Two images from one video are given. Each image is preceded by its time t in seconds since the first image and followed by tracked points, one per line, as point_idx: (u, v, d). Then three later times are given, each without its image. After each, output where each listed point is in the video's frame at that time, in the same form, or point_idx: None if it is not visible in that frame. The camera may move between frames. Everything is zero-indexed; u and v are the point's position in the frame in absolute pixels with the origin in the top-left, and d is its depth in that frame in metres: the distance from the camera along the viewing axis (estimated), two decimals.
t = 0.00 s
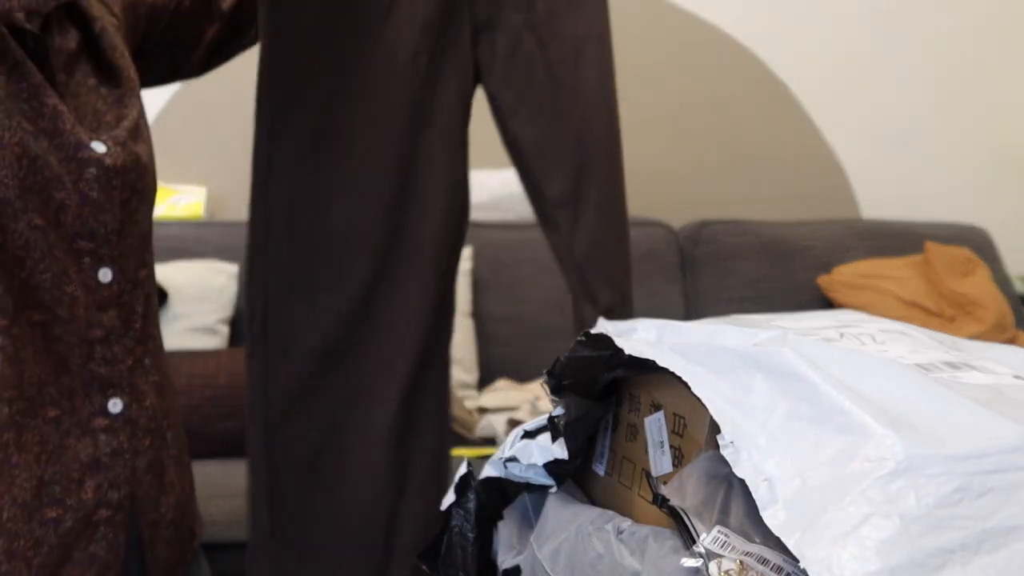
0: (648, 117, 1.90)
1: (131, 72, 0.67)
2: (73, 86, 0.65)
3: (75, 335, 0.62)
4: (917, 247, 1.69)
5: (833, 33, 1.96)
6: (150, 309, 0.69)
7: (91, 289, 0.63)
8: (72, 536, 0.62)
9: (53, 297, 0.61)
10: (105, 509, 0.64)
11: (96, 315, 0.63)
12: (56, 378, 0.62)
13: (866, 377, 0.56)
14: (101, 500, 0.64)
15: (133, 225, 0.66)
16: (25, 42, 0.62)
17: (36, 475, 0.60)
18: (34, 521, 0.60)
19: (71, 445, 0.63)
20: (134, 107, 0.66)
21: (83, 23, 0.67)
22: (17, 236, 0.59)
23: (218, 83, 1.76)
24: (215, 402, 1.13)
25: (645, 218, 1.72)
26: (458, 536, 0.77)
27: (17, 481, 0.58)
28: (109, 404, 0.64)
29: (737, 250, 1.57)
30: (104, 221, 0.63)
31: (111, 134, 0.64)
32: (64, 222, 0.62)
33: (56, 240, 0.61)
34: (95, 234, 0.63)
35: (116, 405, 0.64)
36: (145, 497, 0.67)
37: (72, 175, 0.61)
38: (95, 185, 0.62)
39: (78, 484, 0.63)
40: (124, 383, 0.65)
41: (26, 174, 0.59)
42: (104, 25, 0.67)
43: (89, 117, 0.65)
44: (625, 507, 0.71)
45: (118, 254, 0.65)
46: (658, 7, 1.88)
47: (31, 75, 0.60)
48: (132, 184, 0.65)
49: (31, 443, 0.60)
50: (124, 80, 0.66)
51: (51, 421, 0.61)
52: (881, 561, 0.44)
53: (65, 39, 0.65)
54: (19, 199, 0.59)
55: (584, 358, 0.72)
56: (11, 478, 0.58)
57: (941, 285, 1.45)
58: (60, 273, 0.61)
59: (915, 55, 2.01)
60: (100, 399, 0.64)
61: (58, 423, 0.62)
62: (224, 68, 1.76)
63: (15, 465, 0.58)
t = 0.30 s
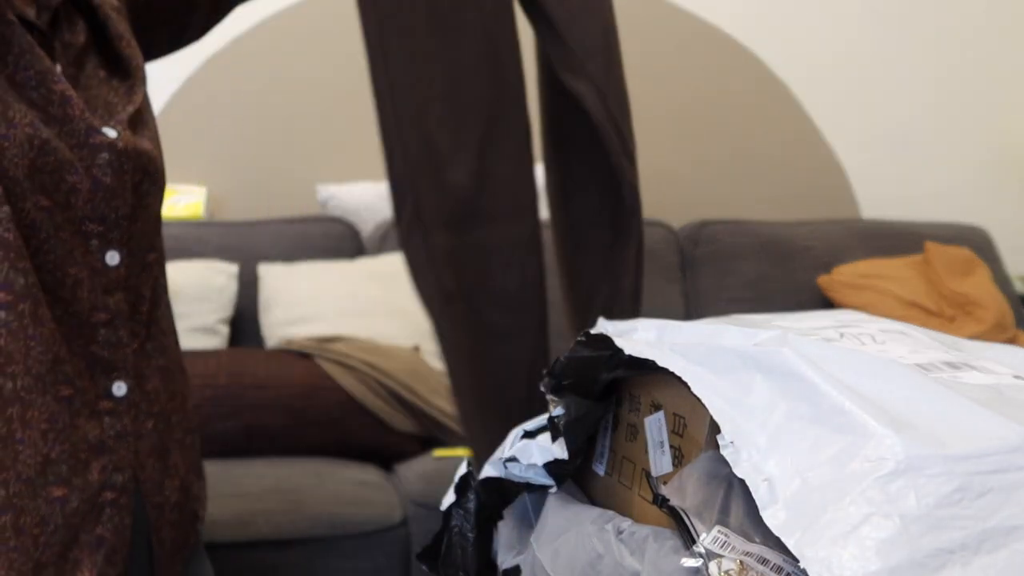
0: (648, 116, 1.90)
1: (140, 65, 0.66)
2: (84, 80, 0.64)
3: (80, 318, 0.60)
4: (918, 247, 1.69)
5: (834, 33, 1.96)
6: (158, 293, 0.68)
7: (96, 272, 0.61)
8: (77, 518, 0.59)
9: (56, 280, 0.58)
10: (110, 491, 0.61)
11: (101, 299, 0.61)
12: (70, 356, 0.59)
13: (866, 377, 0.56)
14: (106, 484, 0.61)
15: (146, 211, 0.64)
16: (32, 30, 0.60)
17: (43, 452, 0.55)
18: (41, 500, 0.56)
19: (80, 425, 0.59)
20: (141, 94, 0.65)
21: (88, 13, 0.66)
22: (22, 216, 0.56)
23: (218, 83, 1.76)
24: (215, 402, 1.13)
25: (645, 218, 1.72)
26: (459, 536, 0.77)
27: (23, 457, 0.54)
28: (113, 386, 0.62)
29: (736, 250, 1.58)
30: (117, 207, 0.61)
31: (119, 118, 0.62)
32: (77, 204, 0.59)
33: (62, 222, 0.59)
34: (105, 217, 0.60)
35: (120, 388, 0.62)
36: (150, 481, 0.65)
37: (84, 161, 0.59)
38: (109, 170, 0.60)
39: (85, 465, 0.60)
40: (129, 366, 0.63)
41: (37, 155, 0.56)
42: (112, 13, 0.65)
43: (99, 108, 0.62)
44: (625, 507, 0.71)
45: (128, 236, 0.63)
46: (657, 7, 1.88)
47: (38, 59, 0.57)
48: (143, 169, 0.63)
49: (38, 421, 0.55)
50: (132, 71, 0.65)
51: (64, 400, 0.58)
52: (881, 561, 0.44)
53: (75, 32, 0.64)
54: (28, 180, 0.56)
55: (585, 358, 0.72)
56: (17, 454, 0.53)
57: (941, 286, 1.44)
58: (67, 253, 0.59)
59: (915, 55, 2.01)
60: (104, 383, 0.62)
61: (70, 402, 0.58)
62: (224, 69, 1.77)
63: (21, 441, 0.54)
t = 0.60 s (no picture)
0: (647, 117, 1.90)
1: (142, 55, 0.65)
2: (88, 70, 0.63)
3: (84, 305, 0.58)
4: (917, 247, 1.69)
5: (834, 33, 1.97)
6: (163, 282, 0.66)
7: (100, 259, 0.58)
8: (81, 503, 0.57)
9: (61, 265, 0.57)
10: (114, 477, 0.60)
11: (106, 284, 0.59)
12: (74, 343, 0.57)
13: (866, 377, 0.56)
14: (110, 470, 0.60)
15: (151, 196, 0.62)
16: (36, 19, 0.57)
17: (45, 437, 0.54)
18: (44, 485, 0.55)
19: (81, 411, 0.57)
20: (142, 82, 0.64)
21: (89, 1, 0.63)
22: (27, 202, 0.54)
23: (218, 83, 1.76)
24: (215, 403, 1.13)
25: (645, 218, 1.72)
26: (458, 536, 0.79)
27: (26, 443, 0.53)
28: (117, 371, 0.60)
29: (736, 250, 1.58)
30: (122, 193, 0.58)
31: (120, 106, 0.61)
32: (83, 186, 0.57)
33: (68, 208, 0.56)
34: (110, 201, 0.58)
35: (125, 373, 0.60)
36: (153, 468, 0.64)
37: (85, 148, 0.56)
38: (112, 156, 0.57)
39: (87, 451, 0.58)
40: (134, 352, 0.60)
41: (42, 139, 0.54)
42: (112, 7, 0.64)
43: (104, 97, 0.62)
44: (625, 507, 0.71)
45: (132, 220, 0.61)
46: (658, 7, 1.88)
47: (39, 45, 0.54)
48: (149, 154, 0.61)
49: (39, 406, 0.53)
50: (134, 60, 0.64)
51: (64, 385, 0.56)
52: (881, 561, 0.44)
53: (77, 22, 0.62)
54: (32, 163, 0.54)
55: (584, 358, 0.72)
56: (20, 439, 0.52)
57: (941, 286, 1.45)
58: (71, 238, 0.57)
59: (915, 54, 2.01)
60: (107, 367, 0.60)
61: (70, 388, 0.57)
62: (224, 69, 1.77)
63: (24, 425, 0.52)
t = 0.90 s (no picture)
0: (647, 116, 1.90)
1: (141, 53, 0.65)
2: (88, 65, 0.63)
3: (81, 302, 0.56)
4: (917, 246, 1.69)
5: (834, 32, 1.96)
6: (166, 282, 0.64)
7: (97, 256, 0.57)
8: (79, 501, 0.56)
9: (58, 261, 0.55)
10: (114, 474, 0.58)
11: (104, 280, 0.57)
12: (72, 342, 0.56)
13: (866, 377, 0.56)
14: (109, 467, 0.58)
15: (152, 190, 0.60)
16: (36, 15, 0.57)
17: (41, 433, 0.54)
18: (41, 482, 0.54)
19: (80, 408, 0.56)
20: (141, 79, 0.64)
21: None
22: (24, 198, 0.54)
23: (219, 83, 1.76)
24: (216, 403, 1.13)
25: (645, 218, 1.72)
26: (458, 536, 0.79)
27: (22, 439, 0.53)
28: (116, 368, 0.58)
29: (736, 250, 1.58)
30: (119, 188, 0.57)
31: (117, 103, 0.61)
32: (81, 181, 0.55)
33: (63, 204, 0.55)
34: (107, 197, 0.56)
35: (124, 370, 0.58)
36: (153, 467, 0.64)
37: (79, 142, 0.55)
38: (108, 151, 0.55)
39: (86, 449, 0.56)
40: (133, 349, 0.59)
41: (35, 134, 0.53)
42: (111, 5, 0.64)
43: (103, 93, 0.61)
44: (625, 507, 0.71)
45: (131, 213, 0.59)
46: (658, 6, 1.87)
47: (35, 40, 0.54)
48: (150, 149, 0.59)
49: (35, 404, 0.54)
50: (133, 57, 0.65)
51: (62, 382, 0.55)
52: (881, 561, 0.44)
53: (75, 16, 0.62)
54: (27, 158, 0.53)
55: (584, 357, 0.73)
56: (14, 435, 0.52)
57: (942, 286, 1.45)
58: (66, 235, 0.56)
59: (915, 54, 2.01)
60: (106, 364, 0.58)
61: (70, 383, 0.55)
62: (225, 69, 1.77)
63: (19, 423, 0.53)
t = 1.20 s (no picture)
0: (647, 116, 1.90)
1: (141, 53, 0.66)
2: (87, 65, 0.64)
3: (75, 301, 0.59)
4: (917, 246, 1.69)
5: (833, 32, 1.96)
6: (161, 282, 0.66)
7: (90, 256, 0.59)
8: (74, 502, 0.58)
9: (51, 261, 0.58)
10: (109, 477, 0.59)
11: (98, 281, 0.59)
12: (66, 342, 0.58)
13: (866, 378, 0.56)
14: (105, 469, 0.59)
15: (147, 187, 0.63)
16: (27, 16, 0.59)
17: (35, 435, 0.56)
18: (35, 483, 0.56)
19: (76, 410, 0.58)
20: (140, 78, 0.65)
21: None
22: (20, 200, 0.56)
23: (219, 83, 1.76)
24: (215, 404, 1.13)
25: (646, 218, 1.72)
26: (458, 536, 0.79)
27: (15, 439, 0.55)
28: (112, 370, 0.60)
29: (736, 250, 1.57)
30: (112, 188, 0.59)
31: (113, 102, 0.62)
32: (72, 182, 0.58)
33: (57, 204, 0.58)
34: (100, 197, 0.59)
35: (119, 371, 0.60)
36: (149, 470, 0.65)
37: (73, 142, 0.58)
38: (101, 150, 0.58)
39: (80, 450, 0.58)
40: (128, 350, 0.61)
41: (28, 135, 0.56)
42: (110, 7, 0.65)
43: (100, 92, 0.62)
44: (625, 507, 0.71)
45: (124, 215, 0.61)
46: (658, 7, 1.87)
47: (28, 39, 0.57)
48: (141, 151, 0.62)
49: (28, 405, 0.56)
50: (133, 57, 0.66)
51: (56, 383, 0.57)
52: (881, 561, 0.44)
53: (74, 16, 0.63)
54: (19, 159, 0.56)
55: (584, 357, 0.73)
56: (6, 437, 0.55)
57: (942, 286, 1.45)
58: (60, 235, 0.58)
59: (914, 54, 2.01)
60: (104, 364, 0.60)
61: (65, 385, 0.58)
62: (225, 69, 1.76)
63: (13, 424, 0.55)
